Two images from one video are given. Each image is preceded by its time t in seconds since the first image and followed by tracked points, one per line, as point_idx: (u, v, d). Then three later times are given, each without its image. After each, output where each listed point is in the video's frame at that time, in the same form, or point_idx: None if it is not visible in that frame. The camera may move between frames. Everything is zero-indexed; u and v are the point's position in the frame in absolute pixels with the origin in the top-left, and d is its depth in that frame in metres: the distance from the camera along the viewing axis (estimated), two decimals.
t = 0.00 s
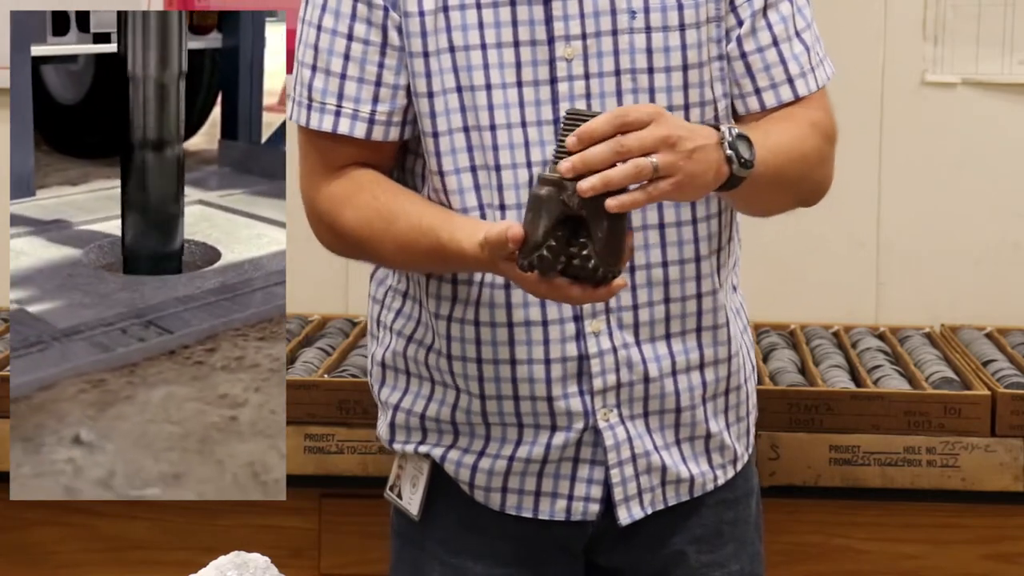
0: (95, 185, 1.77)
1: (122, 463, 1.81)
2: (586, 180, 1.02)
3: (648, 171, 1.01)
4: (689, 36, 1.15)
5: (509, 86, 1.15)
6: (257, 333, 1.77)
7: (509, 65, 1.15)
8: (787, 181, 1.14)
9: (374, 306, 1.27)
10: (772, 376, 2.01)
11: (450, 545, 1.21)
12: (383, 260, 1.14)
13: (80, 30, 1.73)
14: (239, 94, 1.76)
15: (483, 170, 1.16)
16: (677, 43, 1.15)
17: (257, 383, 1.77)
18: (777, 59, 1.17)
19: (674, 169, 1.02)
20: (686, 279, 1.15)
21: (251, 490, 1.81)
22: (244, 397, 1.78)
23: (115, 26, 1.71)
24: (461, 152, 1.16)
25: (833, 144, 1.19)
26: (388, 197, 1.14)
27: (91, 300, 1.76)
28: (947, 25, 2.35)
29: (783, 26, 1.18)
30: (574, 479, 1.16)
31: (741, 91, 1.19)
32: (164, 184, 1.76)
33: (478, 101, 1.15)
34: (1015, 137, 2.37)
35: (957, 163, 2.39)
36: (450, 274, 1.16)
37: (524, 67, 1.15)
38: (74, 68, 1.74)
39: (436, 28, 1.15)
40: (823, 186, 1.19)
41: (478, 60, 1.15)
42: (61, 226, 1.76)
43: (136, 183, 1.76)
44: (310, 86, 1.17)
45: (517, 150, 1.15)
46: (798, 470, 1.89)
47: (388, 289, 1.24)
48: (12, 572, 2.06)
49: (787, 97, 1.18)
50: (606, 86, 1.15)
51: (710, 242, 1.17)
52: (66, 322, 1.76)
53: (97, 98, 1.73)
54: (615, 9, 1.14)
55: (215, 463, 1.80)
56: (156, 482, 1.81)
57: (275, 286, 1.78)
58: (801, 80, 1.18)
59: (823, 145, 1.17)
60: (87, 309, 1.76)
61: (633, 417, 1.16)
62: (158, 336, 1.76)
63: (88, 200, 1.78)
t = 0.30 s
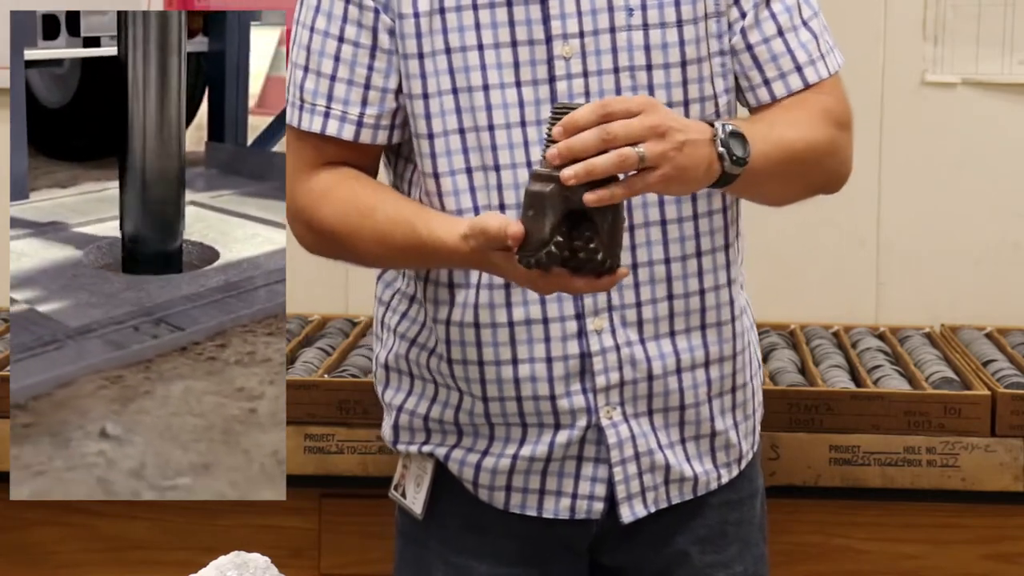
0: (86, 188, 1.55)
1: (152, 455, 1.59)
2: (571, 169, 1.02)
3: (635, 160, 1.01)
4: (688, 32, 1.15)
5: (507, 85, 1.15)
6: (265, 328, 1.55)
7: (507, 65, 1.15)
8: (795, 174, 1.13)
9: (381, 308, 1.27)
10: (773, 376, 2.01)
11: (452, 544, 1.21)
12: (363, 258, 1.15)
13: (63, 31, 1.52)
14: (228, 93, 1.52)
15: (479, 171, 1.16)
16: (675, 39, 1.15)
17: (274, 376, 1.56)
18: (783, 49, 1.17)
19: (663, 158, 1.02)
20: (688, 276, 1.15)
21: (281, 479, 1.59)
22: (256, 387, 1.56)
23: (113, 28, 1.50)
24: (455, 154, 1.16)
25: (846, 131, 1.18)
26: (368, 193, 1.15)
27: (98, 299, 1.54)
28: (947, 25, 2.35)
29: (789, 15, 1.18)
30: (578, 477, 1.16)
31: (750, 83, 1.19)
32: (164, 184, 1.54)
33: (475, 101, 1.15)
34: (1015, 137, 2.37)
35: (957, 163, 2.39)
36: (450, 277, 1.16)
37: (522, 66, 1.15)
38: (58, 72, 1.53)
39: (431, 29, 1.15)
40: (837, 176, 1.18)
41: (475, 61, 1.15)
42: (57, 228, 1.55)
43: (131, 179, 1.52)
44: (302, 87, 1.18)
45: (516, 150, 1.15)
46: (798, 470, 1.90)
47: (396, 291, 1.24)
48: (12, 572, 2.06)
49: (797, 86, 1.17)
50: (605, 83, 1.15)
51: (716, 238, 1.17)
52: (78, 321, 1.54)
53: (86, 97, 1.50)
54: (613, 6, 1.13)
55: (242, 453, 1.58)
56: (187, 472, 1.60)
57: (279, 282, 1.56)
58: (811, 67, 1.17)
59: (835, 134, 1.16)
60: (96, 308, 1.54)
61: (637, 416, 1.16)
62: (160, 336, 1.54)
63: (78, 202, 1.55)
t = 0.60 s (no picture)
0: (81, 189, 1.51)
1: (177, 449, 1.56)
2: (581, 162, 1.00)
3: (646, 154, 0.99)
4: (687, 32, 1.14)
5: (506, 87, 1.15)
6: (273, 325, 1.53)
7: (506, 66, 1.15)
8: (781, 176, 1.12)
9: (382, 308, 1.26)
10: (773, 376, 2.01)
11: (453, 544, 1.21)
12: (354, 257, 1.15)
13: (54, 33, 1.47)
14: (218, 97, 1.48)
15: (476, 172, 1.16)
16: (674, 40, 1.14)
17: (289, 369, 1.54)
18: (776, 53, 1.17)
19: (669, 152, 1.01)
20: (690, 277, 1.15)
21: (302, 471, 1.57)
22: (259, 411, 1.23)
23: (99, 32, 1.45)
24: (454, 155, 1.16)
25: (832, 135, 1.16)
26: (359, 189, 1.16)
27: (105, 299, 1.51)
28: (947, 25, 2.35)
29: (783, 19, 1.17)
30: (579, 478, 1.16)
31: (743, 85, 1.19)
32: (162, 191, 1.49)
33: (473, 103, 1.15)
34: (1015, 137, 2.37)
35: (957, 163, 2.39)
36: (451, 279, 1.16)
37: (521, 67, 1.15)
38: (47, 74, 1.49)
39: (428, 31, 1.15)
40: (823, 180, 1.16)
41: (473, 62, 1.15)
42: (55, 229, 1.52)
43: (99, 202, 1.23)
44: (299, 88, 1.19)
45: (515, 151, 1.15)
46: (798, 470, 1.90)
47: (397, 292, 1.24)
48: (12, 572, 2.06)
49: (790, 90, 1.17)
50: (604, 84, 1.15)
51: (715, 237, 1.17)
52: (89, 319, 1.51)
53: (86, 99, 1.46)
54: (612, 7, 1.13)
55: (262, 444, 1.55)
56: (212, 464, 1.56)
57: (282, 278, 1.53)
58: (804, 72, 1.17)
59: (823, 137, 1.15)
60: (103, 308, 1.51)
61: (639, 416, 1.16)
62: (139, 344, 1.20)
63: (75, 203, 1.52)
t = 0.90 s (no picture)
0: (71, 193, 1.79)
1: (203, 440, 1.81)
2: (595, 162, 0.99)
3: (656, 152, 1.00)
4: (687, 33, 1.14)
5: (507, 86, 1.15)
6: (278, 321, 1.77)
7: (506, 66, 1.15)
8: (768, 179, 1.12)
9: (381, 306, 1.26)
10: (772, 376, 2.01)
11: (457, 544, 1.20)
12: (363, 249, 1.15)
13: (44, 37, 1.73)
14: (205, 101, 1.73)
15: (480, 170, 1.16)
16: (674, 41, 1.14)
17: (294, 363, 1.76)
18: (767, 58, 1.16)
19: (675, 148, 1.01)
20: (689, 277, 1.15)
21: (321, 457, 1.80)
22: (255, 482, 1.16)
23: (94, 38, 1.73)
24: (453, 154, 1.17)
25: (817, 141, 1.16)
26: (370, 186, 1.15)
27: (111, 298, 1.78)
28: (947, 25, 2.35)
29: (777, 24, 1.17)
30: (580, 478, 1.16)
31: (733, 89, 1.18)
32: (160, 187, 1.76)
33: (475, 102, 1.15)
34: (1015, 137, 2.37)
35: (957, 163, 2.39)
36: (452, 277, 1.16)
37: (521, 67, 1.15)
38: (32, 78, 1.76)
39: (429, 30, 1.15)
40: (808, 186, 1.16)
41: (475, 61, 1.15)
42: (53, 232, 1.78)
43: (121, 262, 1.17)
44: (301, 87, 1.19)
45: (515, 150, 1.15)
46: (798, 470, 1.90)
47: (399, 289, 1.23)
48: (12, 572, 2.06)
49: (780, 95, 1.17)
50: (604, 84, 1.15)
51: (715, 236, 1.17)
52: (102, 318, 1.78)
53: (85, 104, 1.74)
54: (612, 8, 1.13)
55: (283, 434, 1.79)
56: (238, 455, 1.81)
57: (281, 278, 1.78)
58: (794, 78, 1.16)
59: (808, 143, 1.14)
60: (111, 307, 1.78)
61: (639, 416, 1.16)
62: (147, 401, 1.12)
63: (67, 207, 1.80)
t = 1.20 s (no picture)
0: (62, 196, 1.81)
1: (226, 432, 1.81)
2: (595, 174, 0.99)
3: (653, 163, 1.00)
4: (689, 32, 1.14)
5: (511, 83, 1.15)
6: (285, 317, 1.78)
7: (510, 62, 1.15)
8: (750, 184, 1.12)
9: (387, 307, 1.27)
10: (772, 376, 2.01)
11: (459, 544, 1.20)
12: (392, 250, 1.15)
13: (36, 41, 1.76)
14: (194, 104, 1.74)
15: (489, 167, 1.16)
16: (676, 40, 1.14)
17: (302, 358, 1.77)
18: (761, 60, 1.16)
19: (670, 157, 1.02)
20: (690, 276, 1.15)
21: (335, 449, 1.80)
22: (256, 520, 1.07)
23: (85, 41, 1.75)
24: (469, 150, 1.16)
25: (804, 148, 1.16)
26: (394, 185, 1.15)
27: (117, 297, 1.78)
28: (947, 25, 2.36)
29: (772, 27, 1.16)
30: (581, 477, 1.16)
31: (725, 90, 1.18)
32: (160, 188, 1.76)
33: (481, 98, 1.15)
34: (1015, 137, 2.37)
35: (958, 163, 2.39)
36: (463, 270, 1.16)
37: (525, 64, 1.15)
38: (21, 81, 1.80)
39: (436, 25, 1.15)
40: (794, 191, 1.16)
41: (480, 57, 1.15)
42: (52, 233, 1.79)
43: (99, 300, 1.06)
44: (308, 85, 1.18)
45: (519, 147, 1.15)
46: (798, 470, 1.90)
47: (403, 290, 1.24)
48: (11, 572, 2.06)
49: (771, 98, 1.17)
50: (606, 82, 1.15)
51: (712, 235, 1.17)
52: (113, 316, 1.79)
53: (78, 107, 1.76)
54: (615, 6, 1.13)
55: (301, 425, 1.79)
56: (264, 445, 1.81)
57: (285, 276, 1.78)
58: (786, 82, 1.16)
59: (793, 150, 1.14)
60: (118, 305, 1.79)
61: (640, 415, 1.16)
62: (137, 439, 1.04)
63: (61, 208, 1.81)
